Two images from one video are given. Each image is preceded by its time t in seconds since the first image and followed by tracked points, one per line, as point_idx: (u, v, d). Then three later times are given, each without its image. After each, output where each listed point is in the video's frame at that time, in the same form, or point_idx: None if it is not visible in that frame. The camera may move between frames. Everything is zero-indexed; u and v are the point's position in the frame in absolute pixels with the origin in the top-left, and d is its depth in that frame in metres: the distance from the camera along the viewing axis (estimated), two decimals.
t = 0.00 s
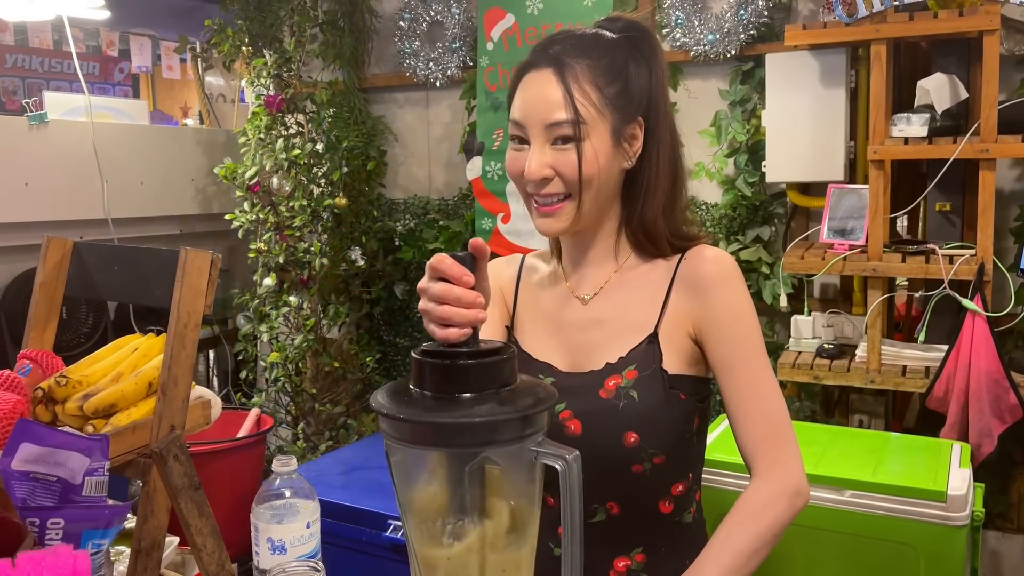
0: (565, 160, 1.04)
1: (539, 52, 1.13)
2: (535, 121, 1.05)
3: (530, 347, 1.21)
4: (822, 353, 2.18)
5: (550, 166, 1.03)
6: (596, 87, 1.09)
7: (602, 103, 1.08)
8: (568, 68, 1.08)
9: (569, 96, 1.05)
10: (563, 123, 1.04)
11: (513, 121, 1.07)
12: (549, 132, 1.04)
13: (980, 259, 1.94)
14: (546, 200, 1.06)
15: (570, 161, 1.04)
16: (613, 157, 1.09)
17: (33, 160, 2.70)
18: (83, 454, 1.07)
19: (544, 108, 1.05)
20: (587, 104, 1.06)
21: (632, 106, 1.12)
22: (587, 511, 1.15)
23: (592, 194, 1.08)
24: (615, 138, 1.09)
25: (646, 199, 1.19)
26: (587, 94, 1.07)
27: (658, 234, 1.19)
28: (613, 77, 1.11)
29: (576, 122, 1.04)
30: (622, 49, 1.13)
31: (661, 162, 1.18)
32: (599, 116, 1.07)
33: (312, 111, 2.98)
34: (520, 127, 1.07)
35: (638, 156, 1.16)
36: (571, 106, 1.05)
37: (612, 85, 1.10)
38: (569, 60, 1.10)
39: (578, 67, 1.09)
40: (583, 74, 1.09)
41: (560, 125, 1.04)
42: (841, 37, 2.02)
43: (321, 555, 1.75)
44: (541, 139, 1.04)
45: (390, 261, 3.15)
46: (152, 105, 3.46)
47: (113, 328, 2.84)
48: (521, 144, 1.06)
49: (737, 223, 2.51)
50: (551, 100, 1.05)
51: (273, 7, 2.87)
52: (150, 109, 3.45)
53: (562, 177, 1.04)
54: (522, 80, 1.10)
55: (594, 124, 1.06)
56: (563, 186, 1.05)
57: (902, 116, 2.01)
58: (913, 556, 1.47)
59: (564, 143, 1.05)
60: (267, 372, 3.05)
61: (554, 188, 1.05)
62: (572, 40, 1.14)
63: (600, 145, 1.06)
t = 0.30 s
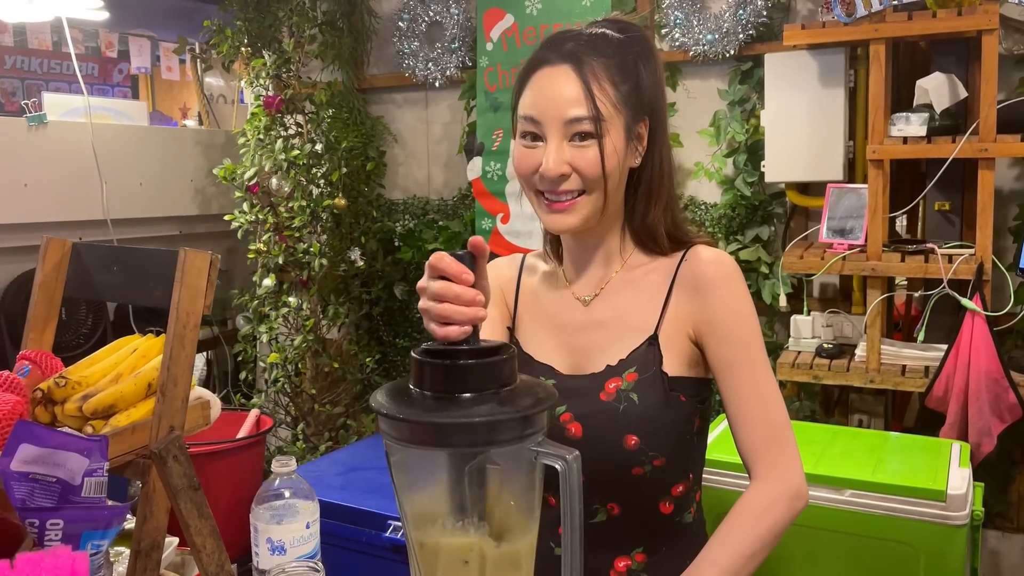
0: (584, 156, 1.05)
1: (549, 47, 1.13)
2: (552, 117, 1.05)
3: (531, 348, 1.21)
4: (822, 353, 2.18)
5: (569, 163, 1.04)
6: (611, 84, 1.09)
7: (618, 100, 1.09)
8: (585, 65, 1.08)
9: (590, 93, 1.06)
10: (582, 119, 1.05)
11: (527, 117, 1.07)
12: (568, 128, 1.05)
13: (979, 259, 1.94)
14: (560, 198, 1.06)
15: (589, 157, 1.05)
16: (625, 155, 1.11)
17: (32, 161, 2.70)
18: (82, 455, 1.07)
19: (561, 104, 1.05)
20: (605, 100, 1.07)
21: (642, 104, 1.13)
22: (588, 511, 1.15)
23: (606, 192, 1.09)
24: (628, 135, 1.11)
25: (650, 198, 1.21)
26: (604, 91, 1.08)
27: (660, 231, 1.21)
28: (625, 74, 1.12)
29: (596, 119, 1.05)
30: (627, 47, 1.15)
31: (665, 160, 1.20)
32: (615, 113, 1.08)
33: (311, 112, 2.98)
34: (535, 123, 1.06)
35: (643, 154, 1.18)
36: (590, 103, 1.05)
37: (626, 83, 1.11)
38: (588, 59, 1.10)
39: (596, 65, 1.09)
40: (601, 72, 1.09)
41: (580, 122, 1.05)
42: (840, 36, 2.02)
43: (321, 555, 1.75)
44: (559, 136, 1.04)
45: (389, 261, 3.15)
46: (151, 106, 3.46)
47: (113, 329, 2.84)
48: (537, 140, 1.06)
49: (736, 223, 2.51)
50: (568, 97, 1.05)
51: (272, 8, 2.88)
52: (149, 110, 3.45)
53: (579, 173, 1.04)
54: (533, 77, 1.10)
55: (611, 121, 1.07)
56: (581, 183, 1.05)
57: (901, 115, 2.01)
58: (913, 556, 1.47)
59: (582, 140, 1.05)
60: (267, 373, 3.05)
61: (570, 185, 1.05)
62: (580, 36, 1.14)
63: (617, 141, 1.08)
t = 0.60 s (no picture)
0: (608, 154, 1.06)
1: (559, 46, 1.13)
2: (579, 113, 1.06)
3: (531, 349, 1.21)
4: (820, 353, 2.19)
5: (594, 162, 1.05)
6: (630, 83, 1.11)
7: (635, 99, 1.12)
8: (603, 64, 1.09)
9: (613, 93, 1.08)
10: (607, 118, 1.07)
11: (547, 115, 1.07)
12: (593, 125, 1.06)
13: (977, 259, 1.94)
14: (583, 196, 1.08)
15: (613, 155, 1.07)
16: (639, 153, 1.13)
17: (30, 162, 2.69)
18: (80, 457, 1.07)
19: (588, 102, 1.06)
20: (626, 99, 1.10)
21: (650, 102, 1.15)
22: (587, 513, 1.15)
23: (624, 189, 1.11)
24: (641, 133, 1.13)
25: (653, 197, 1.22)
26: (625, 90, 1.10)
27: (665, 230, 1.22)
28: (636, 73, 1.13)
29: (620, 117, 1.07)
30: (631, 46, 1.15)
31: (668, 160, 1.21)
32: (633, 113, 1.10)
33: (309, 113, 2.99)
34: (559, 121, 1.07)
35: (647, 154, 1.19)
36: (614, 101, 1.07)
37: (639, 83, 1.13)
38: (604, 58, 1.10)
39: (614, 64, 1.10)
40: (619, 71, 1.10)
41: (604, 120, 1.07)
42: (838, 36, 2.02)
43: (320, 556, 1.75)
44: (584, 133, 1.06)
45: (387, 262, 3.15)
46: (149, 107, 3.46)
47: (111, 331, 2.84)
48: (560, 138, 1.07)
49: (734, 223, 2.52)
50: (595, 95, 1.07)
51: (270, 9, 2.88)
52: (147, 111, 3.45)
53: (604, 170, 1.06)
54: (548, 76, 1.10)
55: (631, 120, 1.10)
56: (604, 181, 1.07)
57: (899, 115, 2.01)
58: (911, 556, 1.47)
59: (606, 137, 1.07)
60: (265, 374, 3.05)
61: (594, 182, 1.06)
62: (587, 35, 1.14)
63: (635, 140, 1.10)
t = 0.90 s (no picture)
0: (644, 155, 1.08)
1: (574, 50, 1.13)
2: (619, 113, 1.07)
3: (530, 350, 1.21)
4: (818, 353, 2.19)
5: (632, 160, 1.06)
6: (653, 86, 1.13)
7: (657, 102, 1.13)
8: (630, 64, 1.11)
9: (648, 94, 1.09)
10: (642, 120, 1.08)
11: (591, 113, 1.08)
12: (631, 125, 1.07)
13: (974, 259, 1.95)
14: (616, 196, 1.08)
15: (648, 155, 1.08)
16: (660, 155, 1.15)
17: (28, 165, 2.69)
18: (78, 460, 1.08)
19: (629, 102, 1.07)
20: (654, 102, 1.11)
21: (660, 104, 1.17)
22: (586, 514, 1.15)
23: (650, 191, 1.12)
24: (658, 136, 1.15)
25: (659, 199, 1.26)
26: (652, 93, 1.12)
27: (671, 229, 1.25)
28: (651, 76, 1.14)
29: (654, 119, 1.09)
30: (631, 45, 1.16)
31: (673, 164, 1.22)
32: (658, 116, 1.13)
33: (307, 115, 2.99)
34: (598, 121, 1.07)
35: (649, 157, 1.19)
36: (649, 103, 1.09)
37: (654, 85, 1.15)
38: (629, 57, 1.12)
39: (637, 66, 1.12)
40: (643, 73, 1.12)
41: (640, 122, 1.08)
42: (835, 38, 2.03)
43: (318, 558, 1.75)
44: (623, 133, 1.07)
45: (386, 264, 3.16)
46: (147, 109, 3.46)
47: (109, 333, 2.84)
48: (597, 137, 1.08)
49: (732, 224, 2.52)
50: (633, 96, 1.08)
51: (267, 11, 2.88)
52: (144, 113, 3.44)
53: (641, 170, 1.07)
54: (581, 75, 1.10)
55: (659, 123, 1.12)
56: (639, 180, 1.08)
57: (896, 116, 2.02)
58: (909, 556, 1.47)
59: (640, 139, 1.09)
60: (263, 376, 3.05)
61: (631, 182, 1.07)
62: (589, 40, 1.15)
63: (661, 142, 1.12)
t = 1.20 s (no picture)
0: (613, 174, 1.03)
1: (553, 58, 1.10)
2: (582, 135, 1.02)
3: (529, 350, 1.21)
4: (816, 353, 2.19)
5: (598, 181, 1.03)
6: (633, 94, 1.06)
7: (638, 111, 1.06)
8: (603, 75, 1.05)
9: (617, 109, 1.03)
10: (610, 139, 1.03)
11: (551, 137, 1.03)
12: (598, 146, 1.03)
13: (971, 259, 1.95)
14: (588, 214, 1.06)
15: (619, 174, 1.04)
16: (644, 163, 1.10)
17: (25, 166, 2.69)
18: (76, 462, 1.07)
19: (593, 123, 1.02)
20: (629, 114, 1.05)
21: (654, 106, 1.11)
22: (585, 514, 1.15)
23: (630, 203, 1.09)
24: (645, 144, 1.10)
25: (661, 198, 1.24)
26: (628, 104, 1.05)
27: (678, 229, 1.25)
28: (639, 83, 1.09)
29: (625, 136, 1.03)
30: (622, 45, 1.12)
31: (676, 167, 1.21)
32: (638, 127, 1.06)
33: (304, 116, 2.99)
34: (564, 141, 1.03)
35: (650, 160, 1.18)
36: (619, 119, 1.03)
37: (642, 90, 1.09)
38: (602, 68, 1.06)
39: (615, 75, 1.06)
40: (622, 82, 1.06)
41: (608, 142, 1.03)
42: (832, 38, 2.03)
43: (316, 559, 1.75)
44: (587, 156, 1.02)
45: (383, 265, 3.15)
46: (144, 110, 3.46)
47: (107, 335, 2.84)
48: (563, 159, 1.03)
49: (730, 224, 2.52)
50: (599, 115, 1.02)
51: (265, 11, 2.88)
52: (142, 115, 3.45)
53: (609, 190, 1.04)
54: (551, 93, 1.05)
55: (635, 135, 1.06)
56: (609, 198, 1.05)
57: (893, 116, 2.02)
58: (907, 557, 1.47)
59: (610, 158, 1.03)
60: (261, 377, 3.05)
61: (599, 201, 1.04)
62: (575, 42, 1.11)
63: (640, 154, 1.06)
